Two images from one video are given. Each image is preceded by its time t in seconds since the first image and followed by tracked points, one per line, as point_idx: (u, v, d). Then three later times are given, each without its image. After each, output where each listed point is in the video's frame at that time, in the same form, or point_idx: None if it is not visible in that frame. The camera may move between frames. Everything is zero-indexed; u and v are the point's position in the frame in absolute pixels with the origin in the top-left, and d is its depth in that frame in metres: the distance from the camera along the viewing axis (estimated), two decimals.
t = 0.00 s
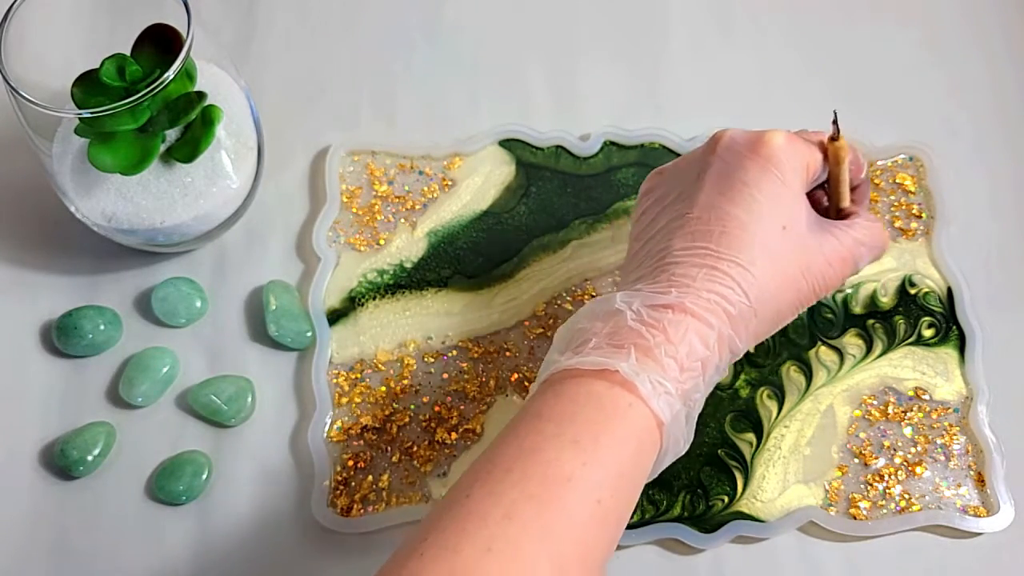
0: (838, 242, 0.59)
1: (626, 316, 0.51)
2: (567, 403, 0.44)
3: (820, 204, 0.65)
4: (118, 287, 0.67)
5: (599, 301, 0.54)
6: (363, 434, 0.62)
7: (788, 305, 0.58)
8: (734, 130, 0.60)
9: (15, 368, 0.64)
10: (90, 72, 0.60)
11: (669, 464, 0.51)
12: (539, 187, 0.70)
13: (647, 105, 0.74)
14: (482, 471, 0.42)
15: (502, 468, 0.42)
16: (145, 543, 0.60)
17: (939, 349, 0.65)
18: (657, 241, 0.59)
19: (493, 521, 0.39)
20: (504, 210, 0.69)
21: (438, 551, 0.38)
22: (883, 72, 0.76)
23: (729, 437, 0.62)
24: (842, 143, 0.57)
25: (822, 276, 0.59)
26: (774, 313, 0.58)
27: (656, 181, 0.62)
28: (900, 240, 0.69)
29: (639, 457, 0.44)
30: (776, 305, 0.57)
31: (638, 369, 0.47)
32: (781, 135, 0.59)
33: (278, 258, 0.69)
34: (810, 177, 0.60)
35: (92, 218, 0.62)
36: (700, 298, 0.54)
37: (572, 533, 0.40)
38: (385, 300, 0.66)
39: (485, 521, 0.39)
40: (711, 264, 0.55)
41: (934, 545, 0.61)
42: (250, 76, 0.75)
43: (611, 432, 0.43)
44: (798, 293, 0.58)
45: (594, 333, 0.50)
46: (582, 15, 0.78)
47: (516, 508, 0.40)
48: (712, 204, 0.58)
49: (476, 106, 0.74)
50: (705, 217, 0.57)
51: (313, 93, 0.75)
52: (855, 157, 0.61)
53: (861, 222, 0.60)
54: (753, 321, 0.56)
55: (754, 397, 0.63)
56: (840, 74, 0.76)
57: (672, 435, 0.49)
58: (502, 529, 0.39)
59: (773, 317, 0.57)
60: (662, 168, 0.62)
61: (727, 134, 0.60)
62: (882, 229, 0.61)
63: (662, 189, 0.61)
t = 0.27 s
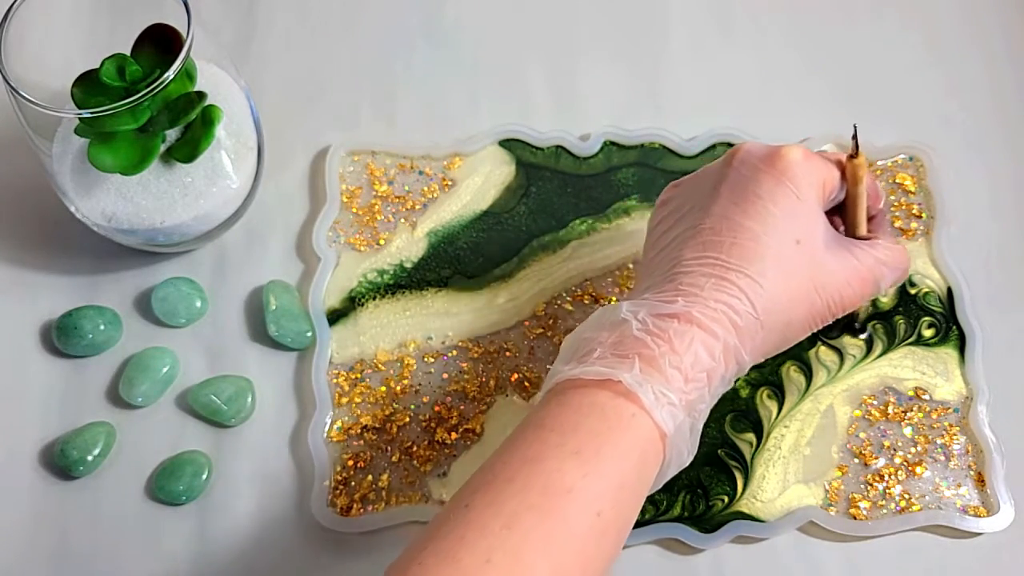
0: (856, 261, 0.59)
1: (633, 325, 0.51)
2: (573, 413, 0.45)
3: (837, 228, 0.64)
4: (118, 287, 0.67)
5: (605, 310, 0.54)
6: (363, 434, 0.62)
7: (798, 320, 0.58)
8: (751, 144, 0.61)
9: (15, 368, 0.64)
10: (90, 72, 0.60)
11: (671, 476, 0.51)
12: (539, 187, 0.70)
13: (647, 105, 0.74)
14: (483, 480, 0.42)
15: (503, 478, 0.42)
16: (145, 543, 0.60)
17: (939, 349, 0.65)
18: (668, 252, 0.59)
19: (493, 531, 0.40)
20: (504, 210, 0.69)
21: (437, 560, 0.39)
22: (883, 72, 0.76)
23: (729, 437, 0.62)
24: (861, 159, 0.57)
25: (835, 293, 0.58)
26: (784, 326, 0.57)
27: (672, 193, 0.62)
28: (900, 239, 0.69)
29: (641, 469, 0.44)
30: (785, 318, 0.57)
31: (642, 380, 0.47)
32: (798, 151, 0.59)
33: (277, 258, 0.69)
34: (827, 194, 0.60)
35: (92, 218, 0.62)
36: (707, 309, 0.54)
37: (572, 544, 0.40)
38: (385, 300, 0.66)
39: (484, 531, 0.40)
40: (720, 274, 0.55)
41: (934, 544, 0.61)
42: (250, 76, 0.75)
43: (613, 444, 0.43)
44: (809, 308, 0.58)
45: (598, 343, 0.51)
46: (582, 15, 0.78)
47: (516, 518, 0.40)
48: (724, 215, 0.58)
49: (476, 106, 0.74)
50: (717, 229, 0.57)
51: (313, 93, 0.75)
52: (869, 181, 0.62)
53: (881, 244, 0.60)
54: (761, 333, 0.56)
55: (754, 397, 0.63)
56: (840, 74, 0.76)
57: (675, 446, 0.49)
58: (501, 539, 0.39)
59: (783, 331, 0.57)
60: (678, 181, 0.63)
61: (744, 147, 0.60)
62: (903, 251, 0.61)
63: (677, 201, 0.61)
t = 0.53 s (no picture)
0: (833, 239, 0.59)
1: (619, 312, 0.51)
2: (563, 399, 0.44)
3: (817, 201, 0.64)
4: (118, 287, 0.67)
5: (592, 298, 0.54)
6: (363, 435, 0.62)
7: (783, 300, 0.58)
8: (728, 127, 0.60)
9: (15, 368, 0.64)
10: (90, 72, 0.60)
11: (663, 459, 0.51)
12: (539, 187, 0.70)
13: (647, 105, 0.74)
14: (476, 468, 0.42)
15: (496, 464, 0.42)
16: (144, 543, 0.60)
17: (939, 349, 0.65)
18: (651, 237, 0.59)
19: (486, 517, 0.39)
20: (504, 210, 0.69)
21: (432, 547, 0.38)
22: (883, 72, 0.76)
23: (729, 437, 0.62)
24: (836, 138, 0.57)
25: (817, 272, 0.58)
26: (770, 307, 0.57)
27: (653, 180, 0.62)
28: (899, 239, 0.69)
29: (633, 454, 0.44)
30: (771, 300, 0.57)
31: (630, 364, 0.47)
32: (775, 131, 0.59)
33: (277, 258, 0.69)
34: (804, 173, 0.59)
35: (92, 218, 0.62)
36: (693, 293, 0.54)
37: (566, 528, 0.40)
38: (385, 300, 0.66)
39: (479, 517, 0.39)
40: (704, 259, 0.55)
41: (934, 545, 0.61)
42: (250, 76, 0.75)
43: (604, 429, 0.43)
44: (793, 288, 0.58)
45: (586, 330, 0.51)
46: (582, 15, 0.78)
47: (510, 503, 0.40)
48: (705, 200, 0.58)
49: (476, 106, 0.74)
50: (698, 213, 0.57)
51: (313, 93, 0.75)
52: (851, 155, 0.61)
53: (857, 219, 0.60)
54: (747, 316, 0.56)
55: (754, 397, 0.63)
56: (841, 74, 0.76)
57: (665, 429, 0.49)
58: (496, 525, 0.39)
59: (768, 312, 0.57)
60: (658, 168, 0.62)
61: (721, 131, 0.60)
62: (879, 226, 0.61)
63: (657, 187, 0.61)
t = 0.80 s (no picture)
0: (880, 237, 0.59)
1: (671, 300, 0.51)
2: (615, 383, 0.44)
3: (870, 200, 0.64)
4: (117, 287, 0.67)
5: (641, 286, 0.54)
6: (363, 435, 0.62)
7: (831, 296, 0.58)
8: (782, 125, 0.61)
9: (15, 368, 0.64)
10: (90, 72, 0.60)
11: (710, 448, 0.51)
12: (539, 187, 0.70)
13: (647, 104, 0.74)
14: (529, 447, 0.42)
15: (548, 443, 0.42)
16: (144, 543, 0.60)
17: (939, 349, 0.65)
18: (701, 230, 0.59)
19: (540, 494, 0.39)
20: (504, 210, 0.69)
21: (486, 523, 0.38)
22: (883, 72, 0.76)
23: (729, 437, 0.62)
24: (890, 141, 0.58)
25: (864, 269, 0.59)
26: (817, 301, 0.58)
27: (703, 175, 0.62)
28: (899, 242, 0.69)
29: (683, 438, 0.44)
30: (820, 294, 0.57)
31: (683, 351, 0.47)
32: (829, 129, 0.59)
33: (277, 258, 0.69)
34: (857, 172, 0.60)
35: (92, 218, 0.62)
36: (744, 285, 0.54)
37: (619, 508, 0.40)
38: (385, 300, 0.66)
39: (533, 494, 0.39)
40: (756, 251, 0.56)
41: (934, 545, 0.61)
42: (250, 76, 0.75)
43: (657, 412, 0.43)
44: (841, 283, 0.58)
45: (637, 317, 0.50)
46: (582, 15, 0.78)
47: (563, 481, 0.40)
48: (758, 195, 0.58)
49: (476, 106, 0.74)
50: (751, 208, 0.58)
51: (313, 93, 0.75)
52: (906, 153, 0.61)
53: (904, 219, 0.61)
54: (796, 310, 0.56)
55: (754, 397, 0.63)
56: (841, 75, 0.76)
57: (714, 418, 0.48)
58: (549, 502, 0.39)
59: (816, 307, 0.58)
60: (709, 163, 0.63)
61: (775, 128, 0.61)
62: (928, 227, 0.61)
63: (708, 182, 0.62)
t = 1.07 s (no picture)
0: (879, 231, 0.59)
1: (667, 296, 0.52)
2: (611, 377, 0.45)
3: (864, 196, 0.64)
4: (119, 287, 0.67)
5: (638, 281, 0.54)
6: (364, 434, 0.62)
7: (828, 290, 0.58)
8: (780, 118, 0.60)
9: (16, 368, 0.65)
10: (91, 73, 0.60)
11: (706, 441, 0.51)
12: (539, 187, 0.71)
13: (647, 104, 0.75)
14: (524, 441, 0.42)
15: (542, 438, 0.42)
16: (145, 542, 0.60)
17: (938, 349, 0.66)
18: (698, 224, 0.59)
19: (533, 489, 0.40)
20: (504, 210, 0.70)
21: (479, 516, 0.39)
22: (882, 72, 0.76)
23: (728, 437, 0.62)
24: (890, 132, 0.58)
25: (862, 263, 0.59)
26: (815, 296, 0.58)
27: (699, 168, 0.62)
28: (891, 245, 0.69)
29: (677, 433, 0.44)
30: (816, 289, 0.57)
31: (678, 346, 0.47)
32: (827, 123, 0.59)
33: (278, 258, 0.69)
34: (855, 166, 0.60)
35: (93, 218, 0.62)
36: (740, 280, 0.54)
37: (611, 503, 0.40)
38: (385, 300, 0.67)
39: (526, 488, 0.40)
40: (752, 247, 0.56)
41: (933, 544, 0.61)
42: (251, 76, 0.75)
43: (650, 407, 0.43)
44: (838, 278, 0.58)
45: (633, 313, 0.51)
46: (582, 16, 0.78)
47: (556, 475, 0.40)
48: (755, 188, 0.58)
49: (476, 106, 0.74)
50: (747, 202, 0.58)
51: (314, 94, 0.75)
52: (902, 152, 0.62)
53: (905, 213, 0.61)
54: (792, 305, 0.56)
55: (753, 396, 0.64)
56: (840, 75, 0.76)
57: (709, 412, 0.49)
58: (541, 496, 0.40)
59: (812, 301, 0.58)
60: (707, 155, 0.63)
61: (773, 121, 0.60)
62: (929, 221, 0.61)
63: (704, 174, 0.61)
